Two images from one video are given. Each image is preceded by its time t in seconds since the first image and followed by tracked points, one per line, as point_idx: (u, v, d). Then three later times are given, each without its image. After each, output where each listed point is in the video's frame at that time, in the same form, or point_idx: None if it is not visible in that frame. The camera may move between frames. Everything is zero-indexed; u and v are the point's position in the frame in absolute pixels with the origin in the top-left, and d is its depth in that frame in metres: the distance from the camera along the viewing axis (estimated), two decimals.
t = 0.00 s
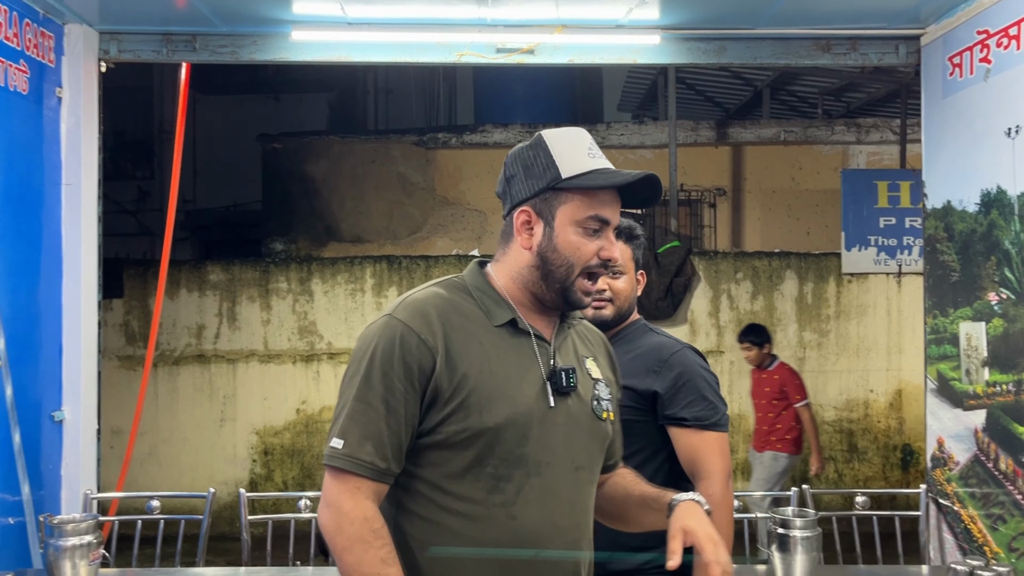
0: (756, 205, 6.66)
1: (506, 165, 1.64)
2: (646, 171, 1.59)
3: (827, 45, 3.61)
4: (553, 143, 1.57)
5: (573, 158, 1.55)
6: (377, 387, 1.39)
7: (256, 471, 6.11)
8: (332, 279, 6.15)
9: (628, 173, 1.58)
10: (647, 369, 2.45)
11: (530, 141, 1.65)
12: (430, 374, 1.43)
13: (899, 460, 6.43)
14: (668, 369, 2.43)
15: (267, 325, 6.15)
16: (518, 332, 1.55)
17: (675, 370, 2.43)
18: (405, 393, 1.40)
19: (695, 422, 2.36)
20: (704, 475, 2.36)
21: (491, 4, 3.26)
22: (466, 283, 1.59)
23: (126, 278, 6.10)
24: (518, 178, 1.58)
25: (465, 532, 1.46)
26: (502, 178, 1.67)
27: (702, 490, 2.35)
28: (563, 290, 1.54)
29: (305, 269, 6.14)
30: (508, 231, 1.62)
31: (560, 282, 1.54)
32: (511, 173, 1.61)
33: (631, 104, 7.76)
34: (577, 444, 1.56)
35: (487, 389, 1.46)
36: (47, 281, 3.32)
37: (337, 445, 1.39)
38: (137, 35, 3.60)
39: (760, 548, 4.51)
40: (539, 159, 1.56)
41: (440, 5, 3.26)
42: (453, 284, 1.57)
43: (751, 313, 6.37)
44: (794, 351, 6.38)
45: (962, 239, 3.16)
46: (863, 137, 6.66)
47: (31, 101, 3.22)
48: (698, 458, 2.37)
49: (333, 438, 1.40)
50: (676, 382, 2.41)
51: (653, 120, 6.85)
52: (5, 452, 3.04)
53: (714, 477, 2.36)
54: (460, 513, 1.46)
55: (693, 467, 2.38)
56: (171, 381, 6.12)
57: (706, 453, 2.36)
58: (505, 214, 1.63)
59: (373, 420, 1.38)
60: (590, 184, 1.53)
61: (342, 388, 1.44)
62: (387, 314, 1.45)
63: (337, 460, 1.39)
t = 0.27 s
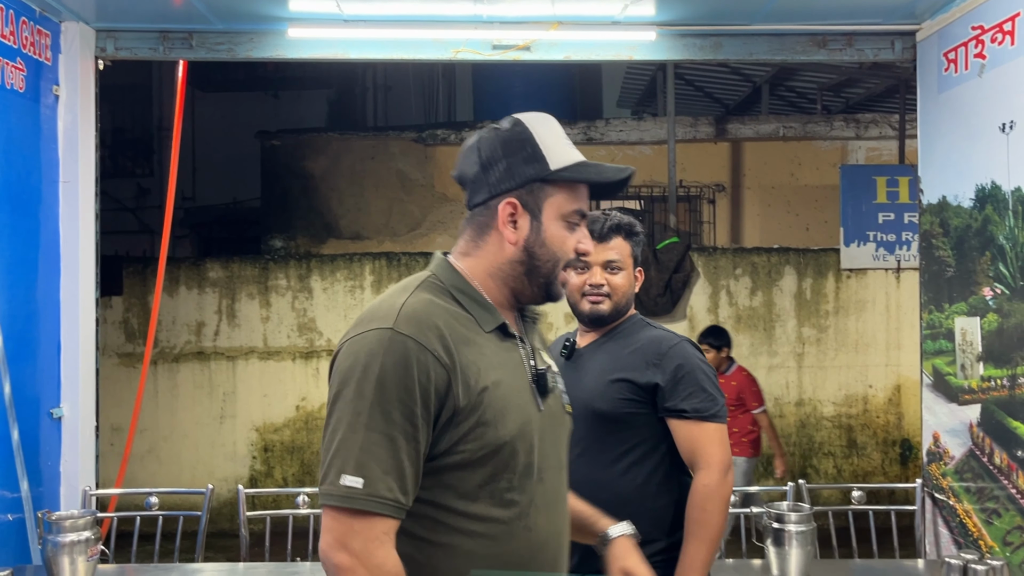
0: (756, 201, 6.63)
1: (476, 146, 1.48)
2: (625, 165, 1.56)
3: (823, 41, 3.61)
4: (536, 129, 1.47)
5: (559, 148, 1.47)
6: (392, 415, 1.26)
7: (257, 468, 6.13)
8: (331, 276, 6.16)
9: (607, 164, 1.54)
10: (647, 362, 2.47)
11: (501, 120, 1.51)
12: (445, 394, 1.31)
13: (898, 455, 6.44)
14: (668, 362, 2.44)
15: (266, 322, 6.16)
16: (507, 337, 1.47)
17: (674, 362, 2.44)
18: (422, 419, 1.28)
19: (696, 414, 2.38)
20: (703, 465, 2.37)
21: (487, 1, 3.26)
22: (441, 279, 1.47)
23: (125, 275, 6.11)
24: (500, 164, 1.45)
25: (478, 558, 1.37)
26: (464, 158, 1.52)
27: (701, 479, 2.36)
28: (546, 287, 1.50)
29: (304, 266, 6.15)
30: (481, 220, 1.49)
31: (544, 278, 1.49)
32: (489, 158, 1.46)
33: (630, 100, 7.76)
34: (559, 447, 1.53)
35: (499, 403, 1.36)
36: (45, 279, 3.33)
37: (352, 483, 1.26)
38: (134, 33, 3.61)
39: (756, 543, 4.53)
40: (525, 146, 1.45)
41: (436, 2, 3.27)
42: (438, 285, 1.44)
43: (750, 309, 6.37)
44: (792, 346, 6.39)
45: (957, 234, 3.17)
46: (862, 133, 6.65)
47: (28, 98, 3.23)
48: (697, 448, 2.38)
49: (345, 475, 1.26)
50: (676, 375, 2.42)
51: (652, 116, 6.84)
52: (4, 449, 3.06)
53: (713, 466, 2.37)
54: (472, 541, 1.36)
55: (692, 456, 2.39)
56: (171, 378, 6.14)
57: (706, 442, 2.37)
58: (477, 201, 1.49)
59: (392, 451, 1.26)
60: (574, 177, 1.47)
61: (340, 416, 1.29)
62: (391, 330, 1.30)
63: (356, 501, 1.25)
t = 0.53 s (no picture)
0: (763, 197, 6.55)
1: (468, 160, 1.61)
2: (564, 170, 1.90)
3: (825, 37, 3.62)
4: (514, 144, 1.69)
5: (529, 161, 1.73)
6: (448, 450, 1.48)
7: (265, 462, 6.24)
8: (337, 273, 6.43)
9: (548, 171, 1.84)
10: (647, 358, 2.49)
11: (481, 131, 1.66)
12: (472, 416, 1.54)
13: (904, 449, 6.47)
14: (668, 357, 2.47)
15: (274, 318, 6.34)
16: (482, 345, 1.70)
17: (673, 357, 2.47)
18: (466, 450, 1.51)
19: (697, 409, 2.41)
20: (706, 459, 2.41)
21: None
22: (432, 299, 1.63)
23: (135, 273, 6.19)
24: (496, 181, 1.63)
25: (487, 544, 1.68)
26: (444, 166, 1.62)
27: (704, 473, 2.40)
28: (508, 285, 1.75)
29: (312, 263, 6.41)
30: (463, 229, 1.65)
31: (511, 277, 1.75)
32: (486, 171, 1.62)
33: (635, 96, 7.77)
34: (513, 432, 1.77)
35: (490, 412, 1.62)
36: (54, 276, 3.39)
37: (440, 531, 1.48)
38: (140, 32, 3.64)
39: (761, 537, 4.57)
40: (513, 163, 1.68)
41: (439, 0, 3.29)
42: (430, 311, 1.61)
43: (756, 304, 6.42)
44: (799, 342, 6.40)
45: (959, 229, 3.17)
46: (869, 128, 6.62)
47: (36, 98, 3.27)
48: (701, 443, 2.41)
49: (436, 528, 1.48)
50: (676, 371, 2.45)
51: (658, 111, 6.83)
52: (14, 443, 3.11)
53: (715, 459, 2.40)
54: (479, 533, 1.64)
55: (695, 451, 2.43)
56: (180, 374, 6.23)
57: (709, 436, 2.41)
58: (469, 214, 1.63)
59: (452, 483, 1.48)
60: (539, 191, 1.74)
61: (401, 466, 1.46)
62: (431, 375, 1.48)
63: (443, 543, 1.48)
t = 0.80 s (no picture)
0: (770, 194, 6.52)
1: (412, 156, 1.39)
2: (500, 156, 1.68)
3: (827, 37, 3.62)
4: (454, 131, 1.48)
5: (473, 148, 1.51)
6: (481, 432, 1.29)
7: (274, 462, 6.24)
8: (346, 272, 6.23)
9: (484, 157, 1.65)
10: (647, 358, 2.50)
11: (417, 120, 1.43)
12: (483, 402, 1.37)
13: (914, 448, 6.44)
14: (668, 355, 2.47)
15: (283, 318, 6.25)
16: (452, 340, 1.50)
17: (675, 354, 2.47)
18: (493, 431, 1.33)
19: (704, 401, 2.39)
20: (715, 441, 2.38)
21: (490, 2, 3.29)
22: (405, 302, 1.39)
23: (145, 273, 6.24)
24: (445, 173, 1.42)
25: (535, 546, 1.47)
26: (388, 163, 1.39)
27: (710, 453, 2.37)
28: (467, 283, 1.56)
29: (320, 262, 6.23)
30: (416, 230, 1.42)
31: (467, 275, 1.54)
32: (430, 163, 1.40)
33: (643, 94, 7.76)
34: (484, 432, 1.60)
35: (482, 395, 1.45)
36: (61, 278, 3.43)
37: (510, 510, 1.27)
38: (146, 37, 3.68)
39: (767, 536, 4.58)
40: (460, 151, 1.45)
41: (440, 3, 3.31)
42: (403, 313, 1.37)
43: (763, 302, 6.39)
44: (806, 340, 6.38)
45: (961, 229, 3.17)
46: (877, 125, 6.58)
47: (43, 103, 3.31)
48: (708, 428, 2.39)
49: (499, 509, 1.26)
50: (677, 367, 2.45)
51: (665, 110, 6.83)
52: (22, 444, 3.15)
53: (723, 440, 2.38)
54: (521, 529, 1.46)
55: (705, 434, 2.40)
56: (190, 374, 6.25)
57: (718, 420, 2.38)
58: (421, 212, 1.40)
59: (504, 459, 1.30)
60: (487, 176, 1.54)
61: (440, 463, 1.25)
62: (430, 369, 1.26)
63: (518, 522, 1.27)
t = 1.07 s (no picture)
0: (774, 190, 6.59)
1: (386, 161, 1.51)
2: (478, 152, 1.79)
3: (826, 35, 3.64)
4: (427, 134, 1.59)
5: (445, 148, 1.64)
6: (446, 413, 1.37)
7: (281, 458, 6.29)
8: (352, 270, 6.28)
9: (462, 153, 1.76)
10: (652, 367, 2.49)
11: (390, 127, 1.55)
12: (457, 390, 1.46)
13: (918, 444, 6.45)
14: (672, 366, 2.46)
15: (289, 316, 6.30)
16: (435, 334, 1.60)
17: (680, 364, 2.46)
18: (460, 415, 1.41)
19: (700, 414, 2.38)
20: (705, 449, 2.37)
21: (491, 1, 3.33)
22: (383, 295, 1.50)
23: (152, 271, 6.28)
24: (419, 175, 1.54)
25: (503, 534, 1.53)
26: (365, 169, 1.51)
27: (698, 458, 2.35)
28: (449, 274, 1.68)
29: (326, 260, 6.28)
30: (394, 228, 1.54)
31: (449, 267, 1.66)
32: (404, 166, 1.52)
33: (647, 91, 7.78)
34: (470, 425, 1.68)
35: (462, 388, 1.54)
36: (69, 276, 3.48)
37: (468, 486, 1.34)
38: (152, 38, 3.72)
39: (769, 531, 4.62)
40: (433, 153, 1.57)
41: (441, 4, 3.35)
42: (382, 305, 1.48)
43: (767, 299, 6.40)
44: (810, 337, 6.40)
45: (958, 225, 3.20)
46: (881, 121, 6.58)
47: (51, 104, 3.36)
48: (701, 436, 2.38)
49: (458, 483, 1.34)
50: (679, 377, 2.44)
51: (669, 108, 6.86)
52: (32, 440, 3.20)
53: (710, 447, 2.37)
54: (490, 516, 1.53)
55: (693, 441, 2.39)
56: (196, 371, 6.31)
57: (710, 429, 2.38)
58: (398, 212, 1.53)
59: (467, 440, 1.39)
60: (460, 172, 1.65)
61: (405, 439, 1.34)
62: (404, 354, 1.37)
63: (478, 498, 1.35)
